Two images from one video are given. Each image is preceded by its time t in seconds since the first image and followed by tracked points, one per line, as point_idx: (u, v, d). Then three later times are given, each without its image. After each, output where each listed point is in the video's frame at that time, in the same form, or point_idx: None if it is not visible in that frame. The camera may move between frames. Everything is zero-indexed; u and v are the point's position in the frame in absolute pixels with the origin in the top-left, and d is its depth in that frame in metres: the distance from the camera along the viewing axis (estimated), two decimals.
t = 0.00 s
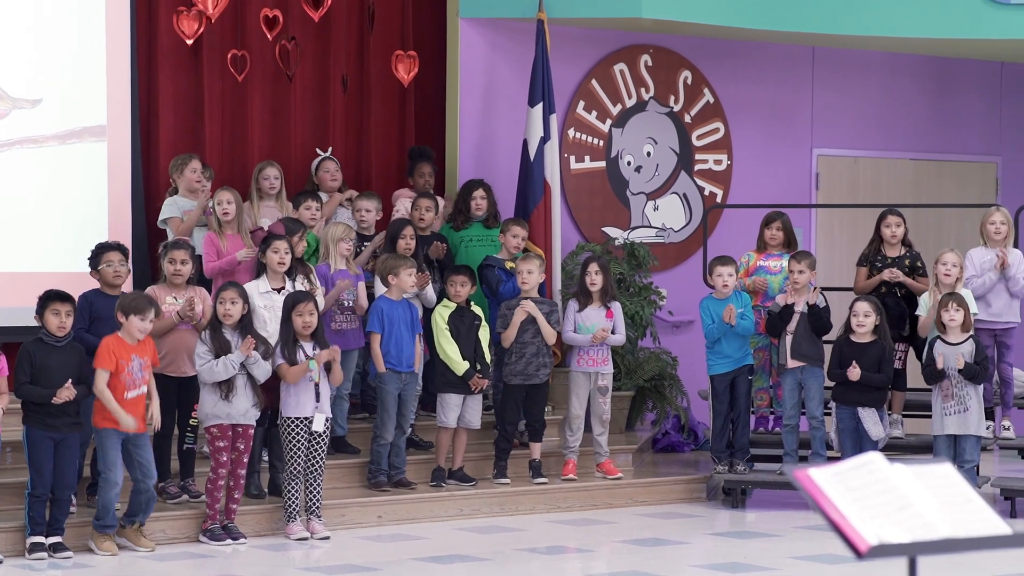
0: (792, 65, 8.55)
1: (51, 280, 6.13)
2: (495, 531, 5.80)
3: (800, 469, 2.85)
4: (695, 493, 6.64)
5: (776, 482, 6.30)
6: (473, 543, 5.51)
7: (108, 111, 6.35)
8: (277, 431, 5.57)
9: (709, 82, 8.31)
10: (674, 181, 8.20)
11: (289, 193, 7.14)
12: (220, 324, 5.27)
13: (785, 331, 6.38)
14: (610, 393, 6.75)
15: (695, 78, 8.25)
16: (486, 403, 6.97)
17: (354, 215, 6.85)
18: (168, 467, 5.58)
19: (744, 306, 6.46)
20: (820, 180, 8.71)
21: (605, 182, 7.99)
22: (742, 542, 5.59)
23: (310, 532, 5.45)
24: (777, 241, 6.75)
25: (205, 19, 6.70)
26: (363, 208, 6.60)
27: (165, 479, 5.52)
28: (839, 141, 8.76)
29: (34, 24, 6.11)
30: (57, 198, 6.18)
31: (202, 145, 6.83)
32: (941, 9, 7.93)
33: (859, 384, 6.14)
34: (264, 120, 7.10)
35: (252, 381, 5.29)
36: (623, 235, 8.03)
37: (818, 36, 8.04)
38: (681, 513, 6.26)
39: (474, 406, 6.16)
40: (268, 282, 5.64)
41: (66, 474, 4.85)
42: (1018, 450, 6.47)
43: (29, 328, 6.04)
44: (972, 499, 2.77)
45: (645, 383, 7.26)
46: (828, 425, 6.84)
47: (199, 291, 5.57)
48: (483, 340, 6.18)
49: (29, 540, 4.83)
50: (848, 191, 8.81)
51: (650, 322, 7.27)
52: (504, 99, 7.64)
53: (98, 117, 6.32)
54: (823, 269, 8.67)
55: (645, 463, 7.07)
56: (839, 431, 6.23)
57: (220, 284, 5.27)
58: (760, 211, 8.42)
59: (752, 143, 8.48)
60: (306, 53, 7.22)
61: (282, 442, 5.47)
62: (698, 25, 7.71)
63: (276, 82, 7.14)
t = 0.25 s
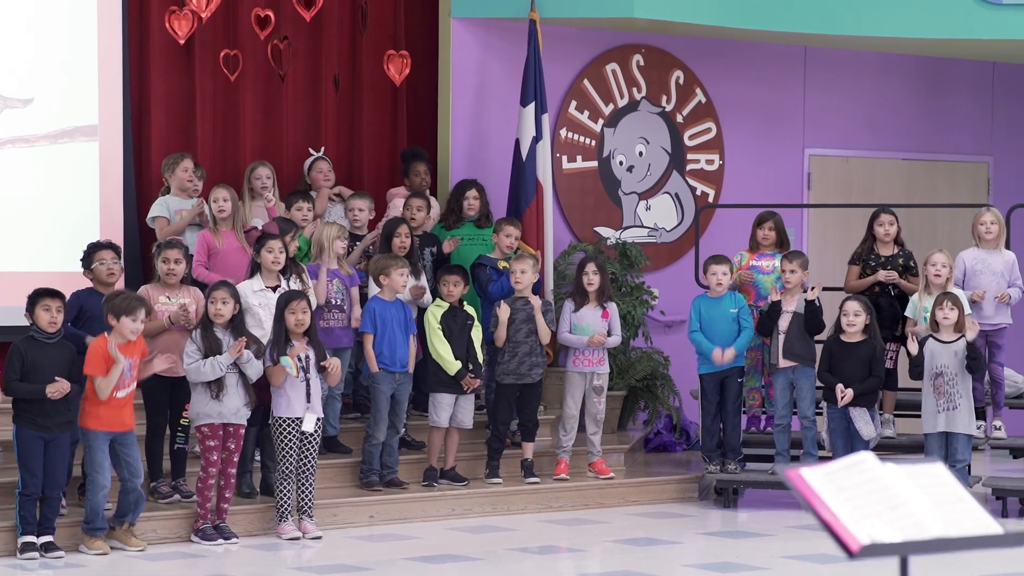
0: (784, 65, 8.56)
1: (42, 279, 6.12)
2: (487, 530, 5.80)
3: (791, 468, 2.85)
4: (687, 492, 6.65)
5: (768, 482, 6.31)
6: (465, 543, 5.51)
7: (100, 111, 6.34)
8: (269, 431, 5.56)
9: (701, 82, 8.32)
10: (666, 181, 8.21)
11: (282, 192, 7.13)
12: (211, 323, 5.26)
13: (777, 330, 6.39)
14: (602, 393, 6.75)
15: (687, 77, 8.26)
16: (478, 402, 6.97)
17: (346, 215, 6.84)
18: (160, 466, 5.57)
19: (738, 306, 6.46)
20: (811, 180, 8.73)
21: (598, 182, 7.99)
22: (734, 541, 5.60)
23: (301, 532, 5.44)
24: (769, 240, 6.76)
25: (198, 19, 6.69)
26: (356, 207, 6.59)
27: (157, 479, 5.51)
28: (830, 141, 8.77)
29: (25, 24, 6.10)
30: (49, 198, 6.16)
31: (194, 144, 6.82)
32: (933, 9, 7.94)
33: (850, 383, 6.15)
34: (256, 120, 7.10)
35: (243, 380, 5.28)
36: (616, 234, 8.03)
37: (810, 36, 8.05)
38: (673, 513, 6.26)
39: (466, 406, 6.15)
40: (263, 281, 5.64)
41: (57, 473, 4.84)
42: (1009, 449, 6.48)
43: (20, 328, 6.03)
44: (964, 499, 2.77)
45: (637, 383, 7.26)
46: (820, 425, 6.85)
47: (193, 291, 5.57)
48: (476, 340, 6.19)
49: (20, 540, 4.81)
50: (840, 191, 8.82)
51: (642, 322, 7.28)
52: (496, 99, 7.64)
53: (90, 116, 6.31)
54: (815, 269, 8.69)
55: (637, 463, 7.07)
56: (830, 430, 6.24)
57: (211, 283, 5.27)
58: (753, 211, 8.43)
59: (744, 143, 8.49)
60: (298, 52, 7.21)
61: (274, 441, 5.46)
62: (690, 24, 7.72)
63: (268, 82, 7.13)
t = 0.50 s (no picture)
0: (775, 64, 8.57)
1: (33, 280, 6.10)
2: (479, 530, 5.80)
3: (783, 468, 2.85)
4: (678, 492, 6.65)
5: (760, 481, 6.32)
6: (457, 542, 5.50)
7: (91, 110, 6.32)
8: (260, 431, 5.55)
9: (693, 82, 8.32)
10: (658, 181, 8.21)
11: (274, 192, 7.12)
12: (202, 324, 5.26)
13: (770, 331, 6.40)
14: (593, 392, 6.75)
15: (678, 77, 8.26)
16: (470, 402, 6.97)
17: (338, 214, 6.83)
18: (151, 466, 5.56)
19: (735, 309, 6.45)
20: (803, 180, 8.74)
21: (589, 182, 8.00)
22: (726, 541, 5.60)
23: (293, 532, 5.43)
24: (761, 241, 6.78)
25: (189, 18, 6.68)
26: (350, 207, 6.58)
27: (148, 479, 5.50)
28: (822, 141, 8.79)
29: (15, 23, 6.07)
30: (40, 198, 6.15)
31: (186, 144, 6.81)
32: (923, 9, 7.96)
33: (840, 383, 6.17)
34: (248, 119, 7.09)
35: (234, 381, 5.27)
36: (607, 234, 8.03)
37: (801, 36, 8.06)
38: (665, 513, 6.27)
39: (458, 406, 6.15)
40: (255, 282, 5.65)
41: (49, 475, 4.82)
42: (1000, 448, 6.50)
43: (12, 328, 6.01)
44: (956, 498, 2.78)
45: (629, 383, 7.27)
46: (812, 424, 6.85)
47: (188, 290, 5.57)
48: (468, 340, 6.19)
49: (11, 540, 4.80)
50: (831, 191, 8.84)
51: (634, 322, 7.29)
52: (488, 98, 7.64)
53: (81, 116, 6.29)
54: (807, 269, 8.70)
55: (629, 463, 7.08)
56: (821, 430, 6.26)
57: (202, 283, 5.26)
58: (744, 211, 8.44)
59: (735, 142, 8.50)
60: (290, 52, 7.20)
61: (265, 441, 5.45)
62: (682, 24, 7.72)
63: (259, 81, 7.12)
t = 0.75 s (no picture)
0: (767, 64, 8.58)
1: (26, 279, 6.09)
2: (471, 530, 5.80)
3: (774, 466, 2.86)
4: (670, 491, 6.66)
5: (752, 480, 6.33)
6: (449, 542, 5.50)
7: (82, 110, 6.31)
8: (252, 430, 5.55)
9: (684, 81, 8.33)
10: (650, 180, 8.22)
11: (265, 191, 7.12)
12: (193, 324, 5.25)
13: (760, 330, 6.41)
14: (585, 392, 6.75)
15: (670, 76, 8.27)
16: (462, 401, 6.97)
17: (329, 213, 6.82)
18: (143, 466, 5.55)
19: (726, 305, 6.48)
20: (795, 179, 8.75)
21: (582, 181, 8.00)
22: (718, 540, 5.61)
23: (285, 532, 5.43)
24: (754, 240, 6.79)
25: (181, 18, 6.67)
26: (344, 207, 6.57)
27: (140, 479, 5.49)
28: (813, 141, 8.80)
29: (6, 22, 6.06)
30: (31, 197, 6.13)
31: (177, 143, 6.80)
32: (914, 9, 7.97)
33: (831, 381, 6.18)
34: (240, 119, 7.08)
35: (225, 380, 5.27)
36: (599, 234, 8.04)
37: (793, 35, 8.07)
38: (657, 512, 6.27)
39: (450, 405, 6.15)
40: (249, 282, 5.64)
41: (39, 474, 4.82)
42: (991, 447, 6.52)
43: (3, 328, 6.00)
44: (946, 497, 2.79)
45: (621, 382, 7.27)
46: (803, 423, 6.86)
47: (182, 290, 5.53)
48: (460, 340, 6.19)
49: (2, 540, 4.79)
50: (823, 190, 8.85)
51: (626, 321, 7.29)
52: (480, 98, 7.63)
53: (72, 116, 6.28)
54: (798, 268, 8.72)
55: (621, 462, 7.09)
56: (813, 429, 6.27)
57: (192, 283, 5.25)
58: (736, 210, 8.45)
59: (727, 142, 8.51)
60: (281, 51, 7.20)
61: (257, 441, 5.45)
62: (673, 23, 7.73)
63: (251, 81, 7.11)
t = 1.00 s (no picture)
0: (758, 63, 8.59)
1: (17, 279, 6.07)
2: (462, 529, 5.80)
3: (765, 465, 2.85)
4: (662, 490, 6.67)
5: (743, 480, 6.34)
6: (441, 541, 5.50)
7: (74, 109, 6.30)
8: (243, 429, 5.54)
9: (677, 81, 8.34)
10: (642, 179, 8.23)
11: (257, 191, 7.11)
12: (184, 322, 5.23)
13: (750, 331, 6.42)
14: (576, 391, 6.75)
15: (662, 76, 8.28)
16: (454, 401, 6.97)
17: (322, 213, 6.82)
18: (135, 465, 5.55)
19: (717, 305, 6.44)
20: (786, 179, 8.76)
21: (573, 181, 8.01)
22: (709, 539, 5.61)
23: (276, 531, 5.42)
24: (745, 240, 6.80)
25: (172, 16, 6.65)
26: (338, 208, 6.59)
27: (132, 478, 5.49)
28: (805, 140, 8.81)
29: None
30: (23, 196, 6.12)
31: (169, 142, 6.79)
32: (905, 9, 7.98)
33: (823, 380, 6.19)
34: (231, 118, 7.07)
35: (216, 378, 5.26)
36: (591, 233, 8.04)
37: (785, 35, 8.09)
38: (648, 511, 6.28)
39: (442, 405, 6.15)
40: (240, 281, 5.62)
41: (31, 473, 4.81)
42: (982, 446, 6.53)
43: None
44: (937, 496, 2.80)
45: (613, 381, 7.27)
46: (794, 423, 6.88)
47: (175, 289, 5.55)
48: (452, 339, 6.19)
49: None
50: (814, 189, 8.86)
51: (618, 320, 7.30)
52: (472, 97, 7.63)
53: (64, 115, 6.27)
54: (790, 268, 8.73)
55: (613, 461, 7.09)
56: (804, 429, 6.29)
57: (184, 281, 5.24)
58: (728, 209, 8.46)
59: (719, 141, 8.52)
60: (273, 50, 7.19)
61: (249, 440, 5.44)
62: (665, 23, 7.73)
63: (243, 80, 7.11)
